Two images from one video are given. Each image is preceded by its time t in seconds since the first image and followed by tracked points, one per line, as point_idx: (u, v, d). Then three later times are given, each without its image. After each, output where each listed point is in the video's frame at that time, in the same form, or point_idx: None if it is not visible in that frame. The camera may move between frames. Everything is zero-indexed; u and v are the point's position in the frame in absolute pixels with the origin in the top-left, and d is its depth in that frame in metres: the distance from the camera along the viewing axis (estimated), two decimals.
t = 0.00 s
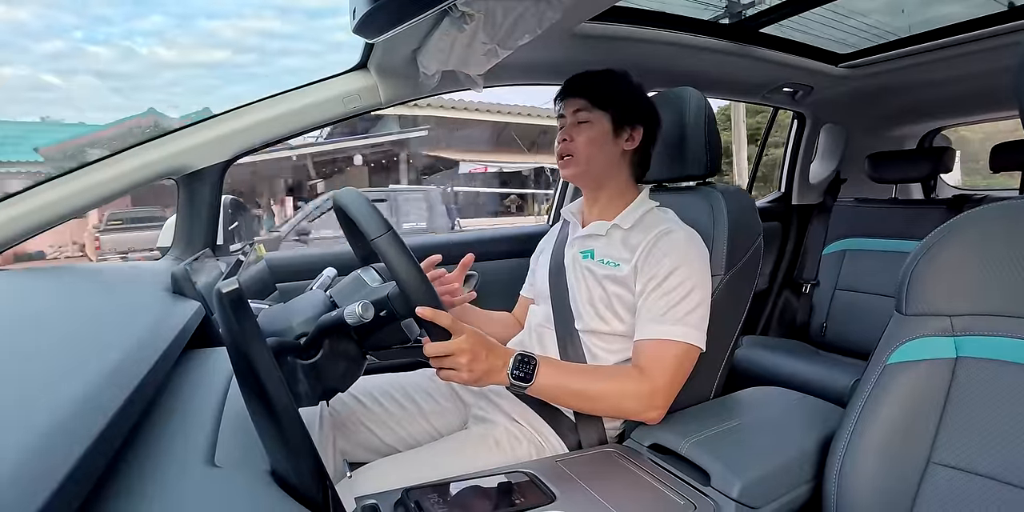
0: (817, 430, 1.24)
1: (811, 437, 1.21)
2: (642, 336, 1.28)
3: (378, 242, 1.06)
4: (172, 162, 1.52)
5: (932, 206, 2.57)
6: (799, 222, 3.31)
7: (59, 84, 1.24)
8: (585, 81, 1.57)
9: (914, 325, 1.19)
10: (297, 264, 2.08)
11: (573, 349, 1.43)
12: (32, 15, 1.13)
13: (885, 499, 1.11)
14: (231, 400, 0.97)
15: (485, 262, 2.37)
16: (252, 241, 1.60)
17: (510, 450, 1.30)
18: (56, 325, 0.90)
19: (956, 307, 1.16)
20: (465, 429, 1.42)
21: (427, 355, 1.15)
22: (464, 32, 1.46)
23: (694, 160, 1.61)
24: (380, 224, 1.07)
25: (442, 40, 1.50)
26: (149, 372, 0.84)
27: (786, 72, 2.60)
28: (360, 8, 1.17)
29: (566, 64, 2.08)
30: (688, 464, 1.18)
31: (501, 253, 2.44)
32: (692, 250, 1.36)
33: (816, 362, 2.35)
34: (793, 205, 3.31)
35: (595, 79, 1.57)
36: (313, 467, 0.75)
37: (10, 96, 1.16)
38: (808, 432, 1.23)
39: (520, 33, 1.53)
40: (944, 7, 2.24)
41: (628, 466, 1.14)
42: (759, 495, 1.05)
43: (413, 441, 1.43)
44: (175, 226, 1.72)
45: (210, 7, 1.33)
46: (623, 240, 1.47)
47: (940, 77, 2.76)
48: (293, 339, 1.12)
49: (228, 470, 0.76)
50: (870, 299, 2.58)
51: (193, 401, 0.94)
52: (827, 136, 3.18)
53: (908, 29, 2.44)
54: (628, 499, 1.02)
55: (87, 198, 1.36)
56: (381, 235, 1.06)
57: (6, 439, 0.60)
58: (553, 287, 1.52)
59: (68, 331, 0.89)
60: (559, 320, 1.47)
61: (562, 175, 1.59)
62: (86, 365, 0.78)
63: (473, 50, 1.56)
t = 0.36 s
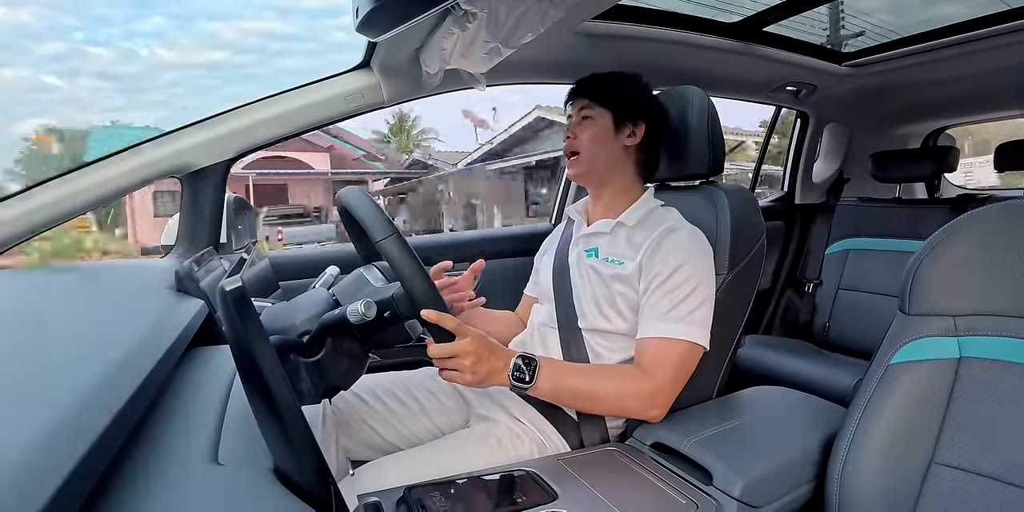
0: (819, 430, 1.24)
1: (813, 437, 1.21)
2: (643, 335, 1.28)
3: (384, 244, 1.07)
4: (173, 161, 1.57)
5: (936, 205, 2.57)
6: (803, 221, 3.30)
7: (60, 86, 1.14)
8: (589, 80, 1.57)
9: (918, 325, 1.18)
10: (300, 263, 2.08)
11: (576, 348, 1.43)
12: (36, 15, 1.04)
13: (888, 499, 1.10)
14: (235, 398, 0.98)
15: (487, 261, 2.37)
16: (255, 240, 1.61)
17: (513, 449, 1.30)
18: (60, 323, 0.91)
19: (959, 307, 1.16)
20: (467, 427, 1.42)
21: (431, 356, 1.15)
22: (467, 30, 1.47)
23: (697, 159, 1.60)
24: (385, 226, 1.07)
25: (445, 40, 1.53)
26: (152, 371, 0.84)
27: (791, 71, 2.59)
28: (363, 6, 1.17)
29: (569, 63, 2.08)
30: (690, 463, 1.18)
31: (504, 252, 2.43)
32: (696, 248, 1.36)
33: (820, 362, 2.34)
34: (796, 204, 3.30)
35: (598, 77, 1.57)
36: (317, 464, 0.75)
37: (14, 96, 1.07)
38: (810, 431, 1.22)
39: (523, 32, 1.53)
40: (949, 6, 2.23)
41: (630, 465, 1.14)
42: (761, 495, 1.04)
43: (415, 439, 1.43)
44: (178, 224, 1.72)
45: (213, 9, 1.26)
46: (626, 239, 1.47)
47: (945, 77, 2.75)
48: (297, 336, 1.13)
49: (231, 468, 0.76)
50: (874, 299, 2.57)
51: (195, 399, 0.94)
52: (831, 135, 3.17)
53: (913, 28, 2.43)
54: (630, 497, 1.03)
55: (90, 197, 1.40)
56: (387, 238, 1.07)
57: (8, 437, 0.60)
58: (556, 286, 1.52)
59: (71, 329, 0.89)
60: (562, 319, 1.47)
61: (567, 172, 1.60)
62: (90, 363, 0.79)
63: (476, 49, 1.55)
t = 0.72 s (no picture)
0: (820, 432, 1.24)
1: (813, 440, 1.20)
2: (642, 336, 1.28)
3: (391, 258, 1.08)
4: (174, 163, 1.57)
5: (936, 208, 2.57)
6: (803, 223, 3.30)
7: (60, 86, 1.15)
8: (596, 81, 1.56)
9: (917, 327, 1.18)
10: (300, 264, 2.08)
11: (576, 350, 1.43)
12: (36, 15, 1.05)
13: (889, 501, 1.10)
14: (235, 400, 0.98)
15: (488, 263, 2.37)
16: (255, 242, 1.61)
17: (513, 451, 1.30)
18: (60, 324, 0.91)
19: (961, 310, 1.16)
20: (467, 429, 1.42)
21: (434, 365, 1.14)
22: (467, 32, 1.47)
23: (696, 161, 1.60)
24: (392, 240, 1.08)
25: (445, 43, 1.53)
26: (152, 372, 0.84)
27: (790, 73, 2.60)
28: (363, 9, 1.17)
29: (570, 65, 2.08)
30: (690, 466, 1.18)
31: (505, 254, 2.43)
32: (697, 249, 1.36)
33: (819, 363, 2.34)
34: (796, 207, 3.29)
35: (604, 80, 1.56)
36: (316, 466, 0.75)
37: (14, 96, 1.10)
38: (811, 434, 1.22)
39: (524, 34, 1.53)
40: (949, 9, 2.23)
41: (631, 468, 1.14)
42: (761, 497, 1.04)
43: (415, 442, 1.44)
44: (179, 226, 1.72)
45: (213, 9, 1.24)
46: (626, 241, 1.47)
47: (945, 79, 2.75)
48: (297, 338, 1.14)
49: (231, 471, 0.76)
50: (874, 301, 2.57)
51: (195, 400, 0.94)
52: (831, 138, 3.17)
53: (913, 30, 2.43)
54: (629, 499, 1.03)
55: (91, 198, 1.40)
56: (394, 251, 1.08)
57: (8, 439, 0.60)
58: (556, 288, 1.52)
59: (71, 331, 0.89)
60: (562, 321, 1.47)
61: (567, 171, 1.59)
62: (90, 365, 0.79)
63: (476, 51, 1.55)
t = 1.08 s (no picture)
0: (818, 436, 1.23)
1: (811, 444, 1.20)
2: (641, 340, 1.28)
3: (388, 260, 1.08)
4: (171, 166, 1.57)
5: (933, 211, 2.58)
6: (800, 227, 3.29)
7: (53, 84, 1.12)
8: (574, 92, 1.55)
9: (915, 330, 1.19)
10: (298, 268, 2.08)
11: (573, 353, 1.43)
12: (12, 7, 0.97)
13: (886, 505, 1.10)
14: (232, 403, 0.97)
15: (485, 266, 2.37)
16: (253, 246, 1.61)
17: (510, 455, 1.29)
18: (58, 327, 0.91)
19: (958, 312, 1.16)
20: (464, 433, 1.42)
21: (431, 369, 1.15)
22: (465, 36, 1.48)
23: (694, 165, 1.60)
24: (389, 241, 1.08)
25: (443, 46, 1.54)
26: (149, 375, 0.84)
27: (788, 77, 2.61)
28: (360, 12, 1.18)
29: (567, 69, 2.08)
30: (688, 469, 1.18)
31: (503, 258, 2.43)
32: (695, 253, 1.36)
33: (818, 367, 2.34)
34: (793, 211, 3.29)
35: (586, 88, 1.55)
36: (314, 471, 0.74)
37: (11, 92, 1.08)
38: (809, 437, 1.22)
39: (522, 38, 1.53)
40: (946, 12, 2.24)
41: (628, 472, 1.14)
42: (758, 501, 1.04)
43: (413, 448, 1.42)
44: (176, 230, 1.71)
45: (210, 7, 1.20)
46: (623, 244, 1.47)
47: (941, 83, 2.76)
48: (293, 343, 1.16)
49: (227, 474, 0.76)
50: (872, 304, 2.57)
51: (192, 405, 0.94)
52: (828, 141, 3.17)
53: (909, 35, 2.44)
54: (628, 503, 1.02)
55: (88, 203, 1.39)
56: (391, 253, 1.07)
57: (6, 442, 0.60)
58: (553, 291, 1.52)
59: (68, 333, 0.89)
60: (559, 324, 1.47)
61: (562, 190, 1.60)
62: (87, 368, 0.78)
63: (474, 55, 1.56)
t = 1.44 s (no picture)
0: (819, 438, 1.23)
1: (812, 447, 1.20)
2: (642, 343, 1.28)
3: (387, 264, 1.07)
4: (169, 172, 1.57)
5: (931, 211, 2.58)
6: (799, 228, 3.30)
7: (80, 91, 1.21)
8: (594, 87, 1.58)
9: (915, 331, 1.19)
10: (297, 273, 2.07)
11: (573, 356, 1.43)
12: None
13: (887, 506, 1.10)
14: (230, 408, 0.98)
15: (485, 270, 2.37)
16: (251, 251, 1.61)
17: (511, 459, 1.29)
18: (58, 333, 0.91)
19: (956, 312, 1.16)
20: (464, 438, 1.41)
21: (430, 372, 1.15)
22: (463, 40, 1.48)
23: (693, 167, 1.60)
24: (389, 247, 1.08)
25: (441, 50, 1.53)
26: (148, 381, 0.84)
27: (785, 79, 2.61)
28: (359, 17, 1.18)
29: (565, 72, 2.09)
30: (689, 472, 1.18)
31: (502, 261, 2.42)
32: (695, 255, 1.36)
33: (818, 368, 2.34)
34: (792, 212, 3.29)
35: (606, 85, 1.58)
36: (313, 477, 0.74)
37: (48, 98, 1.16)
38: (809, 440, 1.22)
39: (520, 42, 1.55)
40: (943, 13, 2.24)
41: (629, 475, 1.14)
42: (760, 503, 1.04)
43: (412, 451, 1.43)
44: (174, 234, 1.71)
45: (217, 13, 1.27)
46: (624, 246, 1.47)
47: (937, 84, 2.76)
48: (292, 349, 1.16)
49: (226, 480, 0.75)
50: (871, 305, 2.57)
51: (191, 409, 0.94)
52: (826, 143, 3.18)
53: (905, 36, 2.45)
54: (628, 505, 1.03)
55: (87, 207, 1.39)
56: (390, 258, 1.07)
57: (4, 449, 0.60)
58: (553, 293, 1.52)
59: (66, 340, 0.89)
60: (559, 327, 1.47)
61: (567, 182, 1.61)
62: (85, 375, 0.78)
63: (471, 59, 1.57)
